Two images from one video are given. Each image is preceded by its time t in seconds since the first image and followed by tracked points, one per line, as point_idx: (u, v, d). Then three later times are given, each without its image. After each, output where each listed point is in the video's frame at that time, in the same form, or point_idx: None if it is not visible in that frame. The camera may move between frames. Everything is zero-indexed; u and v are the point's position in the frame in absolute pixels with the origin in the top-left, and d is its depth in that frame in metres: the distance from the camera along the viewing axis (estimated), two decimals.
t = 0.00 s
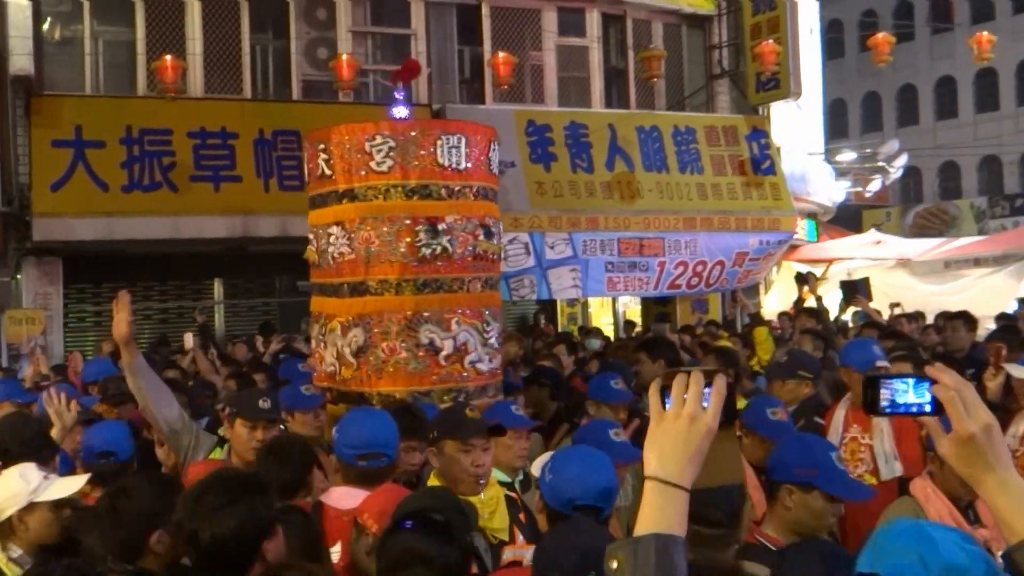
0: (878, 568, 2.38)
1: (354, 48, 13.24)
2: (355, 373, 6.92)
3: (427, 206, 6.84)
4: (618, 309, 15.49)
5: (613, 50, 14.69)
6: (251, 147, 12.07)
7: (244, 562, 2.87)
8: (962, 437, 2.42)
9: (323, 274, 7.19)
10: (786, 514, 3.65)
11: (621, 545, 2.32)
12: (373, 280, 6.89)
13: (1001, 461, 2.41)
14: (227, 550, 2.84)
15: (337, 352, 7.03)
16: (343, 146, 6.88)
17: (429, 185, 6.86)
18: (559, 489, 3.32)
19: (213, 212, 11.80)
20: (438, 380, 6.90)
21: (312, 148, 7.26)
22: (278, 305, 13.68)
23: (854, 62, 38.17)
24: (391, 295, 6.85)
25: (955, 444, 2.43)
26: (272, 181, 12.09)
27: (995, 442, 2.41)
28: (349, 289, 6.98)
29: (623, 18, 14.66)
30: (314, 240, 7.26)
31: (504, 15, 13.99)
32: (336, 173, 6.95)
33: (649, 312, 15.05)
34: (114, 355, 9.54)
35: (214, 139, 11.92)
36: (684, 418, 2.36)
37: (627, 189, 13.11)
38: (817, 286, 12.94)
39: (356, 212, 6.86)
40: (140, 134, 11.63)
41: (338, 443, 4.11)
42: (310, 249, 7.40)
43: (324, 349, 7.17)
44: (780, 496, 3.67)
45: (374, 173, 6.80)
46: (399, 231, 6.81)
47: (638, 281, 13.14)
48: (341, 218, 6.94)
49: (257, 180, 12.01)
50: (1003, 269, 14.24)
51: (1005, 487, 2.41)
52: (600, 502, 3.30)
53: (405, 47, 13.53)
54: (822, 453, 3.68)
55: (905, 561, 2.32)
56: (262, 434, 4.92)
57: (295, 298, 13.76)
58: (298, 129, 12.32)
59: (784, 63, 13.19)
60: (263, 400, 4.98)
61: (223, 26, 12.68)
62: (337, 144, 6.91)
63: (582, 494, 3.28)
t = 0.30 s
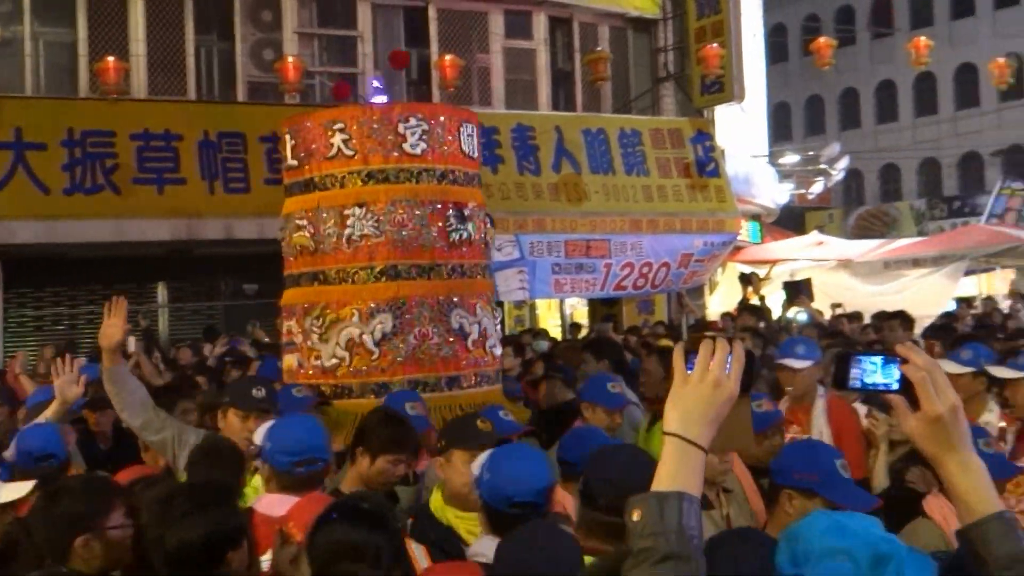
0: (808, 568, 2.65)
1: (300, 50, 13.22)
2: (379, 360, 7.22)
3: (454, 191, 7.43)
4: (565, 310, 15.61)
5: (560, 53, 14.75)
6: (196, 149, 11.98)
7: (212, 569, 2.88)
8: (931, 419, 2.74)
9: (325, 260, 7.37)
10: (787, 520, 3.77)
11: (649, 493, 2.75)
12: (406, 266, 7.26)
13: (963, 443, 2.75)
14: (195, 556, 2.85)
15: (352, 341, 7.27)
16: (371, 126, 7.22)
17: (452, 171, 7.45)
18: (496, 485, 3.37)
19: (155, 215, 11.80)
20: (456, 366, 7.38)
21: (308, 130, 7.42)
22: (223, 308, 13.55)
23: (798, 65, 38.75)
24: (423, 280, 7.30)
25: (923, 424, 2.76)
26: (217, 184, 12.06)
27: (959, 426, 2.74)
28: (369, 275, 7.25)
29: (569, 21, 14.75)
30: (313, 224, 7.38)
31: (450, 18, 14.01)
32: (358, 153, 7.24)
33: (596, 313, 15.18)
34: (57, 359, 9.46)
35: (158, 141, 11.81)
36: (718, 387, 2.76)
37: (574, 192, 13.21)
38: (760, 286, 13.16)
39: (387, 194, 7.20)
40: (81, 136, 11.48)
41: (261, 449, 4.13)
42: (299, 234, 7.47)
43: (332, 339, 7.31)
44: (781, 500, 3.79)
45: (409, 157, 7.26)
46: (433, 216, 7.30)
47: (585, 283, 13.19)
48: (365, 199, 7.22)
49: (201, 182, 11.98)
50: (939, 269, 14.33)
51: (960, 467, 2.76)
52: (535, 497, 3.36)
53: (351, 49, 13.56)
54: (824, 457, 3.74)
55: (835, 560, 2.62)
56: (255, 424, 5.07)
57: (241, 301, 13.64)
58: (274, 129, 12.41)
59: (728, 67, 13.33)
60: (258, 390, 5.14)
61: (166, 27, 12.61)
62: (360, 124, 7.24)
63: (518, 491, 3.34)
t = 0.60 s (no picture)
0: (734, 567, 2.73)
1: (232, 49, 13.12)
2: (395, 364, 7.13)
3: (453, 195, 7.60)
4: (499, 311, 15.67)
5: (493, 55, 14.80)
6: (124, 149, 11.81)
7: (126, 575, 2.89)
8: (871, 428, 2.92)
9: (337, 260, 7.07)
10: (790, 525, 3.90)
11: (629, 479, 2.93)
12: (423, 268, 7.25)
13: (899, 452, 2.94)
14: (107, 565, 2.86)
15: (370, 344, 7.09)
16: (393, 126, 7.15)
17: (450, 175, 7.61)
18: (408, 485, 3.52)
19: (81, 215, 11.63)
20: (451, 367, 7.42)
21: (318, 125, 7.11)
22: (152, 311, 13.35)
23: (728, 69, 39.30)
24: (430, 283, 7.31)
25: (866, 434, 2.93)
26: (146, 184, 11.91)
27: (896, 435, 2.92)
28: (389, 276, 7.13)
29: (503, 23, 14.79)
30: (325, 221, 7.06)
31: (385, 18, 13.94)
32: (381, 153, 7.11)
33: (530, 314, 15.24)
34: None
35: (85, 140, 11.63)
36: (685, 366, 2.91)
37: (508, 193, 13.24)
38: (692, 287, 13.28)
39: (409, 194, 7.16)
40: (6, 134, 11.28)
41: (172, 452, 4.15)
42: (303, 232, 7.08)
43: (348, 342, 7.07)
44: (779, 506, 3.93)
45: (426, 160, 7.30)
46: (443, 219, 7.41)
47: (519, 283, 13.09)
48: (388, 200, 7.10)
49: (129, 181, 11.83)
50: (864, 269, 14.68)
51: (898, 474, 2.95)
52: (450, 494, 3.51)
53: (284, 48, 13.50)
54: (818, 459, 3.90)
55: (762, 561, 2.68)
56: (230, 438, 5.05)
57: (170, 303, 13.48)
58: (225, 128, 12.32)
59: (660, 69, 13.48)
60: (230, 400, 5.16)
61: (93, 24, 12.47)
62: (383, 123, 7.13)
63: (431, 488, 3.48)
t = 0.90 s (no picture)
0: (646, 573, 3.00)
1: (157, 49, 13.05)
2: (415, 362, 7.24)
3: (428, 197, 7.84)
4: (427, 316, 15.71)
5: (423, 60, 14.81)
6: (44, 149, 11.85)
7: None
8: (802, 441, 3.03)
9: (374, 256, 7.00)
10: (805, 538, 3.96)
11: (558, 495, 3.28)
12: (430, 267, 7.41)
13: (828, 465, 3.05)
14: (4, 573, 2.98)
15: (405, 341, 7.16)
16: (418, 125, 7.22)
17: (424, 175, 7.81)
18: (313, 500, 3.77)
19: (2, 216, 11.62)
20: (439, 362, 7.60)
21: (355, 117, 6.94)
22: (71, 314, 13.20)
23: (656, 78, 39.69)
24: (432, 281, 7.43)
25: (796, 446, 3.03)
26: (67, 186, 11.98)
27: (826, 448, 3.03)
28: (413, 276, 7.21)
29: (433, 29, 14.78)
30: (363, 217, 6.94)
31: (312, 22, 13.95)
32: (409, 151, 7.16)
33: (457, 319, 15.31)
34: None
35: (5, 140, 11.67)
36: (616, 382, 3.24)
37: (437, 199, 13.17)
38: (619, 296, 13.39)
39: (426, 195, 7.31)
40: None
41: (54, 465, 4.30)
42: (340, 227, 6.90)
43: (387, 340, 7.09)
44: (795, 520, 3.99)
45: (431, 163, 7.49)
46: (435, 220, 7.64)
47: (446, 290, 13.28)
48: (414, 199, 7.18)
49: (50, 183, 11.86)
50: (786, 279, 14.96)
51: (825, 487, 3.06)
52: (351, 505, 3.76)
53: (211, 50, 13.43)
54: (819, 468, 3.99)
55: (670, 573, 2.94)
56: (222, 445, 4.91)
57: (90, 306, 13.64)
58: (148, 130, 12.47)
59: (589, 78, 13.54)
60: (226, 406, 4.98)
61: (14, 22, 12.28)
62: (411, 122, 7.18)
63: (332, 501, 3.73)
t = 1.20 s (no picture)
0: None
1: (102, 58, 13.01)
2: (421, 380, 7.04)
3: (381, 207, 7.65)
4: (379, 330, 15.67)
5: (374, 73, 14.80)
6: None
7: None
8: (748, 461, 3.04)
9: (403, 274, 6.76)
10: (860, 556, 3.93)
11: (504, 530, 3.09)
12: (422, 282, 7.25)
13: (776, 487, 3.05)
14: None
15: (421, 358, 6.99)
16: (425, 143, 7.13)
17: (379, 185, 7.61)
18: (271, 512, 3.65)
19: None
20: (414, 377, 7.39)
21: (395, 134, 6.72)
22: (15, 327, 13.31)
23: (606, 94, 40.04)
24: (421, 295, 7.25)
25: (744, 467, 3.04)
26: (11, 196, 11.88)
27: (771, 468, 3.03)
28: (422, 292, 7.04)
29: (384, 41, 14.75)
30: (399, 234, 6.71)
31: (262, 33, 13.96)
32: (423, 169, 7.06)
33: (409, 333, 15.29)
34: None
35: None
36: (556, 417, 3.05)
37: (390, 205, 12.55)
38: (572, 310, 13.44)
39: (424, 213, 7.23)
40: None
41: None
42: (382, 244, 6.60)
43: (411, 358, 6.86)
44: (845, 538, 3.96)
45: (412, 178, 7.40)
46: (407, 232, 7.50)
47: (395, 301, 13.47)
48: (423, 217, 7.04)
49: None
50: (734, 292, 15.13)
51: (773, 510, 3.05)
52: (313, 521, 3.66)
53: (158, 59, 13.45)
54: (866, 483, 3.96)
55: None
56: (204, 474, 4.54)
57: (36, 318, 13.54)
58: (94, 139, 12.43)
59: (539, 92, 13.62)
60: (208, 433, 4.59)
61: None
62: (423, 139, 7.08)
63: (293, 516, 3.62)
